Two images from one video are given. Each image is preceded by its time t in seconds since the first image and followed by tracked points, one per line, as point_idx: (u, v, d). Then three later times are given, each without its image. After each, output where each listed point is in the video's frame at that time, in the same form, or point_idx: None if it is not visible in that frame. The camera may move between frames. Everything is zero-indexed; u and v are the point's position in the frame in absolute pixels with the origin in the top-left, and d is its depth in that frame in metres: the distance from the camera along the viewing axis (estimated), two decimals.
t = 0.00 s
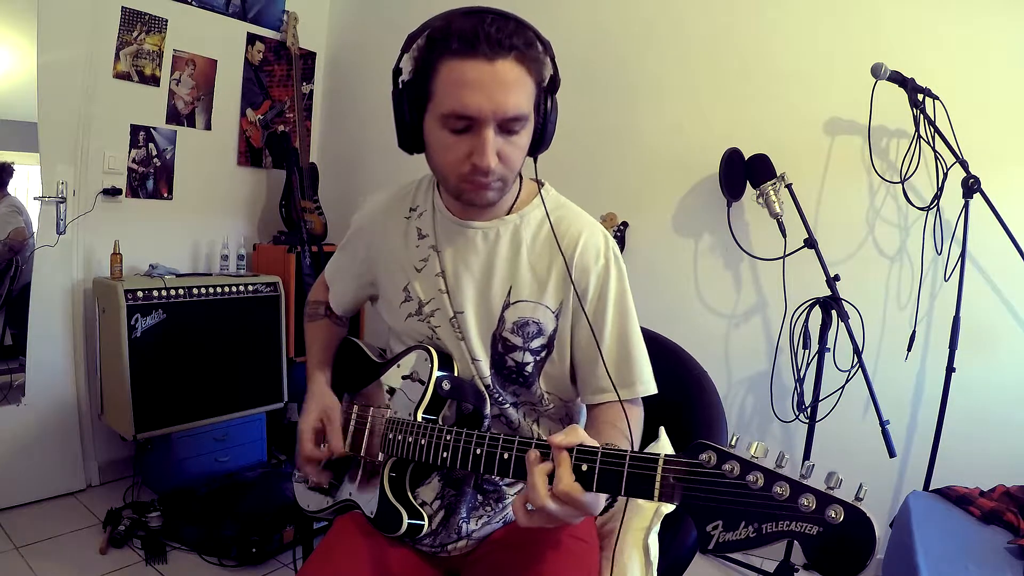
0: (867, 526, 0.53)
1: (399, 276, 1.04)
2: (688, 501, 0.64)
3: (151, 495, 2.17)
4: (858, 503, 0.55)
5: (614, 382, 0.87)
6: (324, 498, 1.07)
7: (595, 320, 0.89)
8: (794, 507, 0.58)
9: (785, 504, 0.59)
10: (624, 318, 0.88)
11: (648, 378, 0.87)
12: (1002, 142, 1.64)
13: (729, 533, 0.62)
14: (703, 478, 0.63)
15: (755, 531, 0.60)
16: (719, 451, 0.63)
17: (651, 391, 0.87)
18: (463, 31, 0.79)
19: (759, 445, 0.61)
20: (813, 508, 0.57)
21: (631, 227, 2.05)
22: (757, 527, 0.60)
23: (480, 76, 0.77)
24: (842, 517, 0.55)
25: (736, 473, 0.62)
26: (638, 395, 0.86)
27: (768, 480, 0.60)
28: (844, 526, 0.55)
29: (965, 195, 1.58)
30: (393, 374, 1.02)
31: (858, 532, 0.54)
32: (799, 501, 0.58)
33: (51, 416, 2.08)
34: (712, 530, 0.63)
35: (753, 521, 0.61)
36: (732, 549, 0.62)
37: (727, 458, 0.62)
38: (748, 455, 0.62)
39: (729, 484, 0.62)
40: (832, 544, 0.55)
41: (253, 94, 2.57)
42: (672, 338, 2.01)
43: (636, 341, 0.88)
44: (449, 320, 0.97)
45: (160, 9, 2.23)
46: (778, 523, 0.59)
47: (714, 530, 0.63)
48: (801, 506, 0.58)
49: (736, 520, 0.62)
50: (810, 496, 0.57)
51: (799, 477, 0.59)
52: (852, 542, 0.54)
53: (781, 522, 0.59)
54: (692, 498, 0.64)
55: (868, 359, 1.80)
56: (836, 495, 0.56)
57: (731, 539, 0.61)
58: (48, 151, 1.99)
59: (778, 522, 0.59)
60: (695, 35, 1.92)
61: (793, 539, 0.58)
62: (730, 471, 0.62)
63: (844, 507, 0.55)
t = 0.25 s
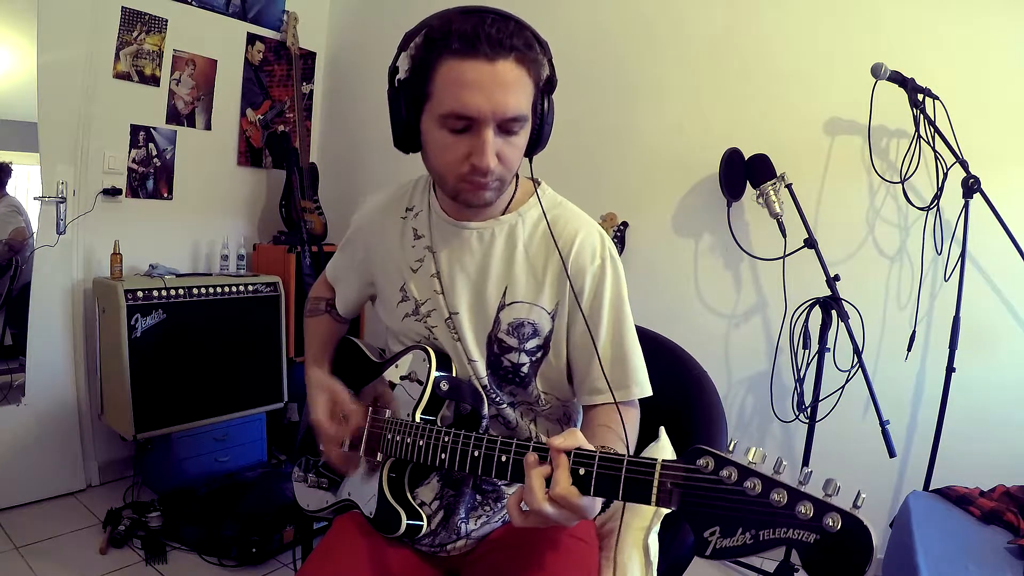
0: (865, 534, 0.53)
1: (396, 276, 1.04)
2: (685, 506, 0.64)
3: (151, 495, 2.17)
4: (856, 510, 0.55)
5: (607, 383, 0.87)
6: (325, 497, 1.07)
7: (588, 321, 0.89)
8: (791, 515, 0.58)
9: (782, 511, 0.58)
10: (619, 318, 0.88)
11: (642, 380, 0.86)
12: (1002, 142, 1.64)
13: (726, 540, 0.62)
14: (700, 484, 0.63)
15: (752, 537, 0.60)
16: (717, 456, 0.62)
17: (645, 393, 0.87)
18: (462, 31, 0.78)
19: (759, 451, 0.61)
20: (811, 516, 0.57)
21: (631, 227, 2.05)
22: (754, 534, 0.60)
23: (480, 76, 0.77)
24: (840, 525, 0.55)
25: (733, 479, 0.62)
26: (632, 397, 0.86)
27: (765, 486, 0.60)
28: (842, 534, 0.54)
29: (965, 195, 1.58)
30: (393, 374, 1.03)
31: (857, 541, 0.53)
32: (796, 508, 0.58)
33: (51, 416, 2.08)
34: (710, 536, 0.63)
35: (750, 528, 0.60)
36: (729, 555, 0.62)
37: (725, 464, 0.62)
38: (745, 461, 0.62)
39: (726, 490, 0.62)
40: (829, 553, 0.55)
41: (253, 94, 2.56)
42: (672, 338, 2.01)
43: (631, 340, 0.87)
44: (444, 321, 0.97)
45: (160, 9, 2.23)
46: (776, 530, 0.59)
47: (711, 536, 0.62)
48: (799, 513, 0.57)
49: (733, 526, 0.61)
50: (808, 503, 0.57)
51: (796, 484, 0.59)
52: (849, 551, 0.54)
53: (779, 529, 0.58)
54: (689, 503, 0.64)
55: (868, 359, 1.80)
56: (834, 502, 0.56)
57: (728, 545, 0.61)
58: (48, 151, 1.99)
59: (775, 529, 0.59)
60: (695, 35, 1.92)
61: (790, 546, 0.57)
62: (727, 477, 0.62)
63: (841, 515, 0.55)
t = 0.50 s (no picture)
0: (866, 530, 0.53)
1: (395, 278, 1.04)
2: (687, 504, 0.64)
3: (151, 495, 2.17)
4: (857, 506, 0.54)
5: (607, 385, 0.87)
6: (325, 497, 1.07)
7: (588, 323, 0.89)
8: (792, 511, 0.58)
9: (784, 507, 0.58)
10: (619, 319, 0.87)
11: (641, 381, 0.86)
12: (1002, 142, 1.64)
13: (728, 537, 0.62)
14: (701, 481, 0.63)
15: (753, 534, 0.60)
16: (717, 453, 0.62)
17: (644, 394, 0.87)
18: (461, 38, 0.78)
19: (759, 447, 0.61)
20: (812, 512, 0.56)
21: (631, 227, 2.05)
22: (756, 531, 0.60)
23: (479, 85, 0.77)
24: (841, 521, 0.54)
25: (734, 476, 0.62)
26: (631, 398, 0.86)
27: (767, 483, 0.60)
28: (842, 531, 0.54)
29: (965, 195, 1.58)
30: (393, 375, 1.03)
31: (858, 537, 0.53)
32: (797, 505, 0.58)
33: (51, 416, 2.08)
34: (711, 533, 0.63)
35: (751, 525, 0.61)
36: (731, 552, 0.62)
37: (726, 461, 0.62)
38: (746, 458, 0.62)
39: (727, 487, 0.62)
40: (831, 548, 0.55)
41: (253, 94, 2.56)
42: (672, 338, 2.01)
43: (630, 341, 0.87)
44: (442, 324, 0.98)
45: (160, 9, 2.23)
46: (776, 526, 0.59)
47: (712, 533, 0.63)
48: (800, 510, 0.57)
49: (735, 523, 0.62)
50: (809, 500, 0.57)
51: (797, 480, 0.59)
52: (851, 547, 0.53)
53: (780, 526, 0.58)
54: (691, 500, 0.64)
55: (868, 359, 1.80)
56: (836, 499, 0.56)
57: (729, 542, 0.61)
58: (48, 151, 1.99)
59: (776, 525, 0.59)
60: (695, 35, 1.92)
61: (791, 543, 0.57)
62: (729, 474, 0.62)
63: (842, 511, 0.55)
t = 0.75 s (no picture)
0: (870, 536, 0.54)
1: (395, 278, 1.04)
2: (688, 508, 0.64)
3: (151, 495, 2.17)
4: (859, 512, 0.56)
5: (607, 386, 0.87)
6: (325, 497, 1.07)
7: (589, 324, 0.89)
8: (796, 517, 0.59)
9: (787, 513, 0.59)
10: (620, 320, 0.88)
11: (643, 383, 0.86)
12: (1002, 141, 1.64)
13: (730, 542, 0.63)
14: (704, 487, 0.63)
15: (756, 539, 0.61)
16: (720, 459, 0.63)
17: (646, 396, 0.87)
18: (465, 34, 0.78)
19: (761, 453, 0.60)
20: (815, 518, 0.58)
21: (631, 227, 2.06)
22: (758, 536, 0.61)
23: (483, 80, 0.77)
24: (843, 527, 0.56)
25: (737, 481, 0.62)
26: (633, 399, 0.86)
27: (769, 489, 0.60)
28: (846, 536, 0.55)
29: (965, 194, 1.58)
30: (394, 375, 1.03)
31: (860, 542, 0.55)
32: (800, 511, 0.58)
33: (51, 416, 2.09)
34: (713, 538, 0.63)
35: (754, 530, 0.61)
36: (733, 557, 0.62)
37: (729, 467, 0.62)
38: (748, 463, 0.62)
39: (730, 492, 0.62)
40: (834, 553, 0.56)
41: (253, 94, 2.56)
42: (672, 338, 2.01)
43: (632, 343, 0.87)
44: (443, 324, 0.97)
45: (161, 9, 2.23)
46: (779, 532, 0.60)
47: (715, 539, 0.63)
48: (803, 516, 0.58)
49: (737, 529, 0.62)
50: (812, 506, 0.58)
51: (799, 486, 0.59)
52: (854, 554, 0.55)
53: (783, 532, 0.59)
54: (693, 505, 0.64)
55: (868, 359, 1.80)
56: (838, 505, 0.57)
57: (732, 547, 0.62)
58: (48, 151, 1.99)
59: (778, 531, 0.60)
60: (695, 35, 1.92)
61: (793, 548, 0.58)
62: (731, 480, 0.62)
63: (844, 517, 0.56)
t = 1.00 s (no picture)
0: (871, 554, 0.54)
1: (398, 282, 1.04)
2: (691, 521, 0.65)
3: (151, 495, 2.17)
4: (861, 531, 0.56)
5: (607, 397, 0.88)
6: (326, 497, 1.07)
7: (593, 334, 0.90)
8: (797, 533, 0.59)
9: (788, 529, 0.60)
10: (622, 332, 0.88)
11: (642, 394, 0.87)
12: (1002, 141, 1.64)
13: (731, 555, 0.63)
14: (707, 500, 0.64)
15: (757, 554, 0.62)
16: (723, 473, 0.63)
17: (643, 406, 0.88)
18: (467, 46, 0.78)
19: (765, 468, 0.61)
20: (817, 535, 0.58)
21: (631, 227, 2.06)
22: (759, 551, 0.62)
23: (486, 94, 0.77)
24: (845, 545, 0.56)
25: (739, 496, 0.63)
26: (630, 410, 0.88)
27: (772, 504, 0.61)
28: (847, 554, 0.56)
29: (965, 195, 1.58)
30: (396, 377, 1.03)
31: (861, 561, 0.55)
32: (802, 527, 0.59)
33: (51, 416, 2.09)
34: (715, 551, 0.64)
35: (755, 545, 0.62)
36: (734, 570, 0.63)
37: (732, 481, 0.63)
38: (751, 477, 0.63)
39: (733, 506, 0.63)
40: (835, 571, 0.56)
41: (253, 94, 2.56)
42: (672, 337, 2.01)
43: (633, 354, 0.88)
44: (445, 328, 0.98)
45: (160, 9, 2.23)
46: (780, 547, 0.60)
47: (716, 552, 0.64)
48: (805, 532, 0.58)
49: (739, 543, 0.63)
50: (813, 523, 0.58)
51: (802, 502, 0.60)
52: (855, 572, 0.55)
53: (785, 547, 0.60)
54: (695, 518, 0.65)
55: (868, 359, 1.80)
56: (840, 522, 0.57)
57: (733, 561, 0.63)
58: (48, 151, 1.99)
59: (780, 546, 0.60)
60: (695, 35, 1.92)
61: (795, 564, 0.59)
62: (734, 494, 0.63)
63: (846, 535, 0.56)
